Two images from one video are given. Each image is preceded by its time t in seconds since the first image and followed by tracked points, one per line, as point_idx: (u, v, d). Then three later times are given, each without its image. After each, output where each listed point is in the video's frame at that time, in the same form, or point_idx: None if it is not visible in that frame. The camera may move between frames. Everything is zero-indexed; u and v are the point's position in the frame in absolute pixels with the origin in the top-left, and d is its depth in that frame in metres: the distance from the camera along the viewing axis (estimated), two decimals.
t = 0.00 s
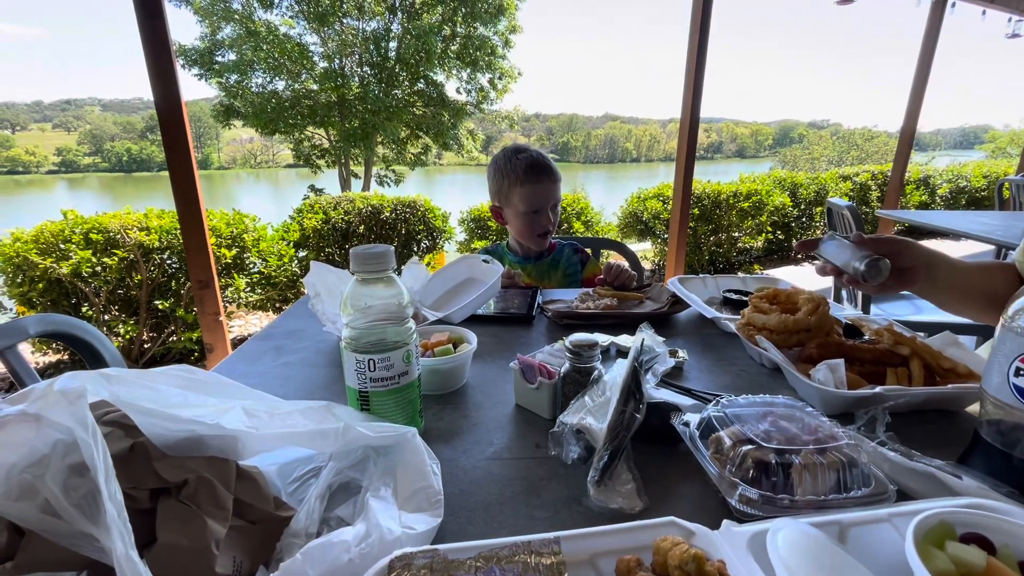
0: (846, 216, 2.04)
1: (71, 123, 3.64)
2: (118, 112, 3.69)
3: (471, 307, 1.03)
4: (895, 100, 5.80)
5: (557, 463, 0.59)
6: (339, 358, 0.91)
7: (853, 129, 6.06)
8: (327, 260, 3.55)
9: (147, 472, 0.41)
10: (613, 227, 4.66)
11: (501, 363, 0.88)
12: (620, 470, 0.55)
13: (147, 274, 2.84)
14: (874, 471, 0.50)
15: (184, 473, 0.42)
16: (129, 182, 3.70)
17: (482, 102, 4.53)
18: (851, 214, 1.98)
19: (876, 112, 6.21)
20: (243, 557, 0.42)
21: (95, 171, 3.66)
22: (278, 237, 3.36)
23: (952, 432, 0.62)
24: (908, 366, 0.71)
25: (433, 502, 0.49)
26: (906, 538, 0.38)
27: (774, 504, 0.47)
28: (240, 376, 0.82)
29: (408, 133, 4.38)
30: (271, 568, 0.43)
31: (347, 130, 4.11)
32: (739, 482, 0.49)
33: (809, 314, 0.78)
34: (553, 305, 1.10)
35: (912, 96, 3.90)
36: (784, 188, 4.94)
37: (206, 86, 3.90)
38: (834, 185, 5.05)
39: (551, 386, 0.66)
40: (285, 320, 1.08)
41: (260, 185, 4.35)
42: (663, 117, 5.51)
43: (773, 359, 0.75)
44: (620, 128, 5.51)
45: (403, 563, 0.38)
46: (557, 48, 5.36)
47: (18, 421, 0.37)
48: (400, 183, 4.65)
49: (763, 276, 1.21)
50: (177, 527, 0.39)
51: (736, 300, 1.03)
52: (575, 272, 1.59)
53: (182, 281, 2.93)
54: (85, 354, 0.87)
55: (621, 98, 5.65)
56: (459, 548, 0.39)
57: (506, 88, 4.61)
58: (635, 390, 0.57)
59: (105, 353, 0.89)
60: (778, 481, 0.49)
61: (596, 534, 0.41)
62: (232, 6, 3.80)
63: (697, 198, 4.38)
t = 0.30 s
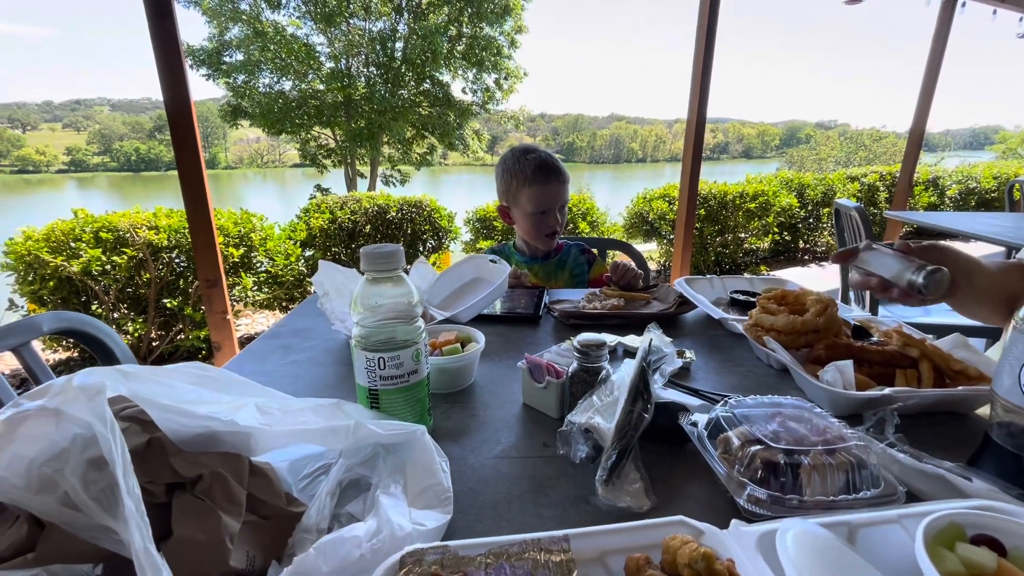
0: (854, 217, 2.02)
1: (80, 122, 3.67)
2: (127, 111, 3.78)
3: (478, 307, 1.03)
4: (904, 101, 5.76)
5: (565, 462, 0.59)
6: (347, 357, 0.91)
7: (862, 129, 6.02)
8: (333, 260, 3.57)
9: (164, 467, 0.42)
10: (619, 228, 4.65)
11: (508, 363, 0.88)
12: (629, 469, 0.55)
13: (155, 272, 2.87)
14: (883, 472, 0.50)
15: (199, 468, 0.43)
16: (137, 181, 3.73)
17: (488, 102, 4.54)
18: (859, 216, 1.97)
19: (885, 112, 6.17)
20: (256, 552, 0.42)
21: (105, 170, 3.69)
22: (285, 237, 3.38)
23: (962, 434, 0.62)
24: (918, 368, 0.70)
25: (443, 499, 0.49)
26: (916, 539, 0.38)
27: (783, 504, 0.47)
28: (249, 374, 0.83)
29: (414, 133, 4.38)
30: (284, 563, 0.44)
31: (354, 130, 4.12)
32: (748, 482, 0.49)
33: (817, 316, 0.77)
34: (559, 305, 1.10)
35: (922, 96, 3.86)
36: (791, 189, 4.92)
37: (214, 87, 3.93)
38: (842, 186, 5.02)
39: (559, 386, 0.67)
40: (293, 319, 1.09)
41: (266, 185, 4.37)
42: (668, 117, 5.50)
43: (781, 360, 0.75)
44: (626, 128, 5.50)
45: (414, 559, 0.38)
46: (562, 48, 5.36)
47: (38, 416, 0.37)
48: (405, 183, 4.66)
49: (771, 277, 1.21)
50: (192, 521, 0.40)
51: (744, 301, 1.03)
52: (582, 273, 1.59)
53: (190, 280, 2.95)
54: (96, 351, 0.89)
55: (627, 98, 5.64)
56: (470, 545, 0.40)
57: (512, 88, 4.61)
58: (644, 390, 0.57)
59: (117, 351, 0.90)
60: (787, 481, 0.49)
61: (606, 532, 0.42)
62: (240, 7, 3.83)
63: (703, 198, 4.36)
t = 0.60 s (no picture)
0: (871, 218, 2.00)
1: (99, 120, 3.74)
2: (144, 109, 3.79)
3: (493, 304, 1.04)
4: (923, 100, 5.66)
5: (580, 458, 0.60)
6: (364, 352, 0.93)
7: (879, 129, 5.93)
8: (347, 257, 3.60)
9: (194, 454, 0.43)
10: (631, 227, 4.64)
11: (522, 360, 0.89)
12: (643, 466, 0.56)
13: (173, 267, 2.91)
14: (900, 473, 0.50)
15: (227, 456, 0.44)
16: (155, 178, 3.81)
17: (500, 101, 4.54)
18: (876, 217, 1.94)
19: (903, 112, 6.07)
20: (281, 537, 0.44)
21: (123, 167, 3.76)
22: (299, 233, 3.42)
23: (981, 437, 0.61)
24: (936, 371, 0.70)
25: (461, 492, 0.50)
26: (934, 538, 0.39)
27: (800, 502, 0.48)
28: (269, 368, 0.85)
29: (426, 132, 4.41)
30: (307, 549, 0.45)
31: (367, 128, 4.16)
32: (764, 480, 0.50)
33: (833, 317, 0.77)
34: (574, 303, 1.11)
35: (942, 96, 3.80)
36: (806, 190, 4.87)
37: (229, 85, 3.98)
38: (858, 187, 4.96)
39: (574, 382, 0.67)
40: (311, 314, 1.11)
41: (280, 182, 4.42)
42: (682, 116, 5.47)
43: (796, 360, 0.75)
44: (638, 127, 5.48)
45: (436, 547, 0.39)
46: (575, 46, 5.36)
47: (78, 401, 0.39)
48: (417, 181, 4.67)
49: (786, 277, 1.20)
50: (221, 507, 0.41)
51: (759, 301, 1.03)
52: (595, 272, 1.60)
53: (206, 275, 3.00)
54: (122, 343, 0.92)
55: (640, 98, 5.62)
56: (489, 534, 0.41)
57: (524, 87, 4.62)
58: (659, 388, 0.58)
59: (141, 343, 0.94)
60: (803, 480, 0.49)
61: (622, 526, 0.42)
62: (256, 6, 3.87)
63: (717, 198, 4.33)
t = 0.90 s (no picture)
0: (909, 218, 1.93)
1: (133, 118, 3.83)
2: (177, 107, 3.85)
3: (523, 295, 1.04)
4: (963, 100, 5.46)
5: (619, 444, 0.59)
6: (396, 338, 0.93)
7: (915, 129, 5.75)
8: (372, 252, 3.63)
9: (243, 423, 0.43)
10: (654, 227, 4.61)
11: (554, 349, 0.88)
12: (684, 453, 0.55)
13: (203, 259, 2.99)
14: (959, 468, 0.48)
15: (275, 425, 0.44)
16: (185, 173, 3.92)
17: (524, 100, 4.54)
18: (915, 216, 1.87)
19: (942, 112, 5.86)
20: (325, 509, 0.44)
21: (156, 162, 3.88)
22: (325, 228, 3.48)
23: None
24: (990, 368, 0.67)
25: (501, 471, 0.50)
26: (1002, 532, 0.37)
27: (853, 493, 0.46)
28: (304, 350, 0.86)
29: (449, 130, 4.42)
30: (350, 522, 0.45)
31: (391, 127, 4.20)
32: (814, 469, 0.48)
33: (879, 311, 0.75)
34: (604, 296, 1.10)
35: (983, 97, 3.65)
36: (836, 191, 4.76)
37: (258, 83, 4.07)
38: (892, 189, 4.82)
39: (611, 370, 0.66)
40: (343, 300, 1.12)
41: (305, 179, 4.51)
42: (707, 116, 5.38)
43: (840, 354, 0.73)
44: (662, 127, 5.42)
45: (482, 522, 0.39)
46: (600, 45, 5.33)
47: (135, 363, 0.39)
48: (439, 179, 4.68)
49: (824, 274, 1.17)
50: (269, 474, 0.41)
51: (796, 297, 1.01)
52: (623, 267, 1.58)
53: (235, 268, 3.07)
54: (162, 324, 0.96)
55: (665, 97, 5.55)
56: (535, 511, 0.40)
57: (548, 85, 4.60)
58: (702, 375, 0.57)
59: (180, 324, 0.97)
60: (856, 471, 0.47)
61: (669, 509, 0.41)
62: (285, 6, 3.94)
63: (743, 199, 4.25)
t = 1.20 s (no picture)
0: (960, 247, 1.84)
1: (177, 134, 3.91)
2: (217, 125, 3.90)
3: (564, 323, 1.05)
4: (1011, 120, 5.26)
5: (676, 489, 0.58)
6: (440, 365, 0.94)
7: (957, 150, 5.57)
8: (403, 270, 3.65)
9: (313, 459, 0.44)
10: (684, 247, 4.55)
11: (599, 382, 0.88)
12: (745, 502, 0.53)
13: (242, 273, 3.08)
14: None
15: (343, 464, 0.45)
16: (220, 187, 4.00)
17: (552, 119, 4.57)
18: (965, 245, 1.79)
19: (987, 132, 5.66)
20: (389, 549, 0.45)
21: (196, 177, 4.00)
22: (359, 245, 3.59)
23: None
24: None
25: (560, 514, 0.49)
26: None
27: (936, 558, 0.44)
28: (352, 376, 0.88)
29: (477, 148, 4.46)
30: (412, 564, 0.46)
31: (421, 145, 4.29)
32: (886, 527, 0.47)
33: (944, 354, 0.71)
34: (647, 326, 1.09)
35: None
36: (875, 214, 4.64)
37: (295, 102, 4.20)
38: (935, 212, 4.70)
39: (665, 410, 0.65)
40: (386, 325, 1.14)
41: (336, 195, 4.61)
42: (736, 135, 5.31)
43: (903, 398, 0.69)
44: (690, 146, 5.21)
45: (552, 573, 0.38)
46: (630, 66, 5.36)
47: (216, 400, 0.41)
48: (468, 197, 4.69)
49: (875, 308, 1.13)
50: (338, 514, 0.42)
51: (847, 332, 0.98)
52: (663, 293, 1.55)
53: (271, 282, 3.14)
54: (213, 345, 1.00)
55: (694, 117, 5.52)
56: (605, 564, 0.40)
57: (576, 105, 4.64)
58: (761, 421, 0.56)
59: (229, 346, 1.01)
60: (937, 532, 0.45)
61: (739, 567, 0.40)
62: (324, 30, 4.12)
63: (777, 221, 4.17)
